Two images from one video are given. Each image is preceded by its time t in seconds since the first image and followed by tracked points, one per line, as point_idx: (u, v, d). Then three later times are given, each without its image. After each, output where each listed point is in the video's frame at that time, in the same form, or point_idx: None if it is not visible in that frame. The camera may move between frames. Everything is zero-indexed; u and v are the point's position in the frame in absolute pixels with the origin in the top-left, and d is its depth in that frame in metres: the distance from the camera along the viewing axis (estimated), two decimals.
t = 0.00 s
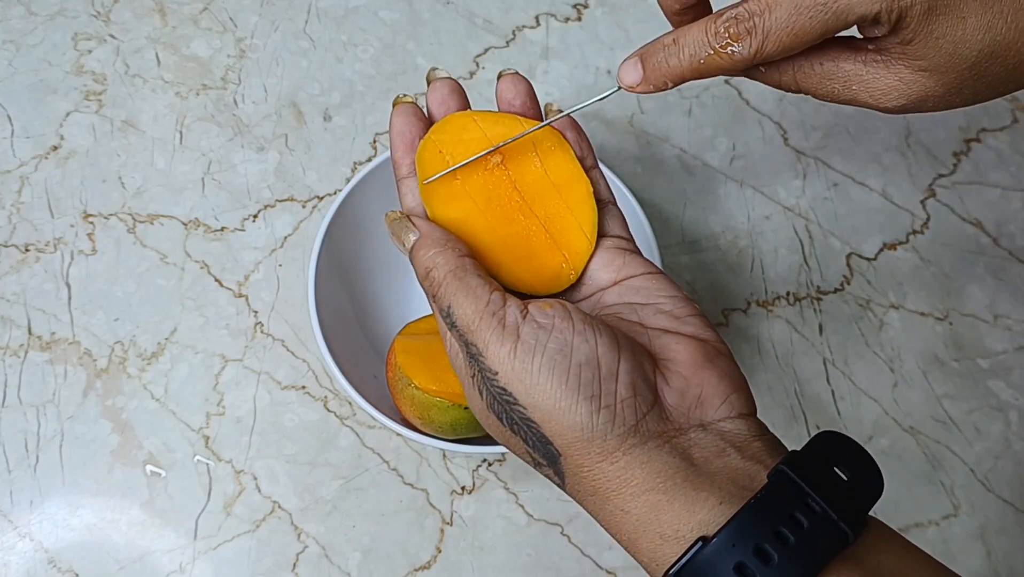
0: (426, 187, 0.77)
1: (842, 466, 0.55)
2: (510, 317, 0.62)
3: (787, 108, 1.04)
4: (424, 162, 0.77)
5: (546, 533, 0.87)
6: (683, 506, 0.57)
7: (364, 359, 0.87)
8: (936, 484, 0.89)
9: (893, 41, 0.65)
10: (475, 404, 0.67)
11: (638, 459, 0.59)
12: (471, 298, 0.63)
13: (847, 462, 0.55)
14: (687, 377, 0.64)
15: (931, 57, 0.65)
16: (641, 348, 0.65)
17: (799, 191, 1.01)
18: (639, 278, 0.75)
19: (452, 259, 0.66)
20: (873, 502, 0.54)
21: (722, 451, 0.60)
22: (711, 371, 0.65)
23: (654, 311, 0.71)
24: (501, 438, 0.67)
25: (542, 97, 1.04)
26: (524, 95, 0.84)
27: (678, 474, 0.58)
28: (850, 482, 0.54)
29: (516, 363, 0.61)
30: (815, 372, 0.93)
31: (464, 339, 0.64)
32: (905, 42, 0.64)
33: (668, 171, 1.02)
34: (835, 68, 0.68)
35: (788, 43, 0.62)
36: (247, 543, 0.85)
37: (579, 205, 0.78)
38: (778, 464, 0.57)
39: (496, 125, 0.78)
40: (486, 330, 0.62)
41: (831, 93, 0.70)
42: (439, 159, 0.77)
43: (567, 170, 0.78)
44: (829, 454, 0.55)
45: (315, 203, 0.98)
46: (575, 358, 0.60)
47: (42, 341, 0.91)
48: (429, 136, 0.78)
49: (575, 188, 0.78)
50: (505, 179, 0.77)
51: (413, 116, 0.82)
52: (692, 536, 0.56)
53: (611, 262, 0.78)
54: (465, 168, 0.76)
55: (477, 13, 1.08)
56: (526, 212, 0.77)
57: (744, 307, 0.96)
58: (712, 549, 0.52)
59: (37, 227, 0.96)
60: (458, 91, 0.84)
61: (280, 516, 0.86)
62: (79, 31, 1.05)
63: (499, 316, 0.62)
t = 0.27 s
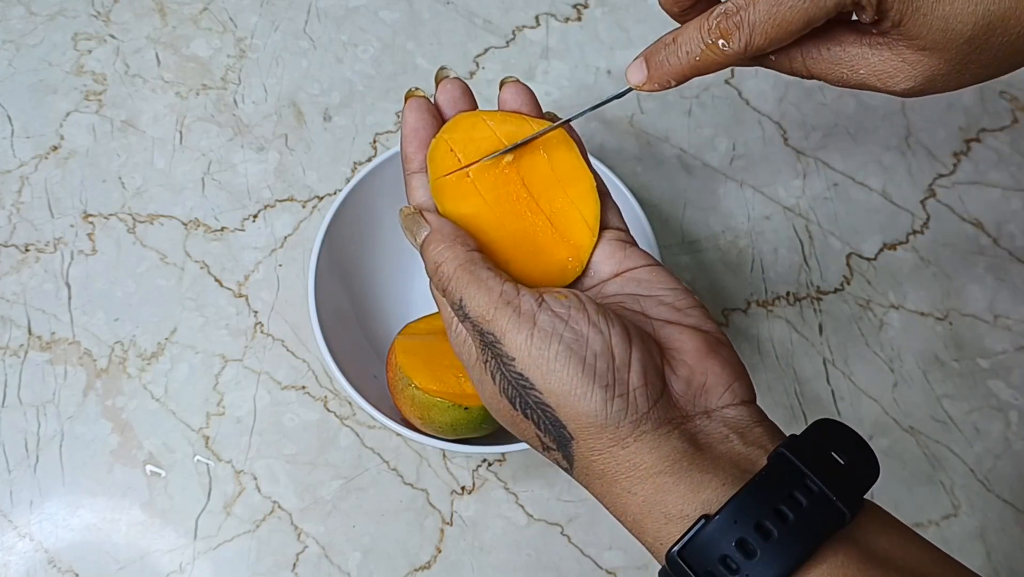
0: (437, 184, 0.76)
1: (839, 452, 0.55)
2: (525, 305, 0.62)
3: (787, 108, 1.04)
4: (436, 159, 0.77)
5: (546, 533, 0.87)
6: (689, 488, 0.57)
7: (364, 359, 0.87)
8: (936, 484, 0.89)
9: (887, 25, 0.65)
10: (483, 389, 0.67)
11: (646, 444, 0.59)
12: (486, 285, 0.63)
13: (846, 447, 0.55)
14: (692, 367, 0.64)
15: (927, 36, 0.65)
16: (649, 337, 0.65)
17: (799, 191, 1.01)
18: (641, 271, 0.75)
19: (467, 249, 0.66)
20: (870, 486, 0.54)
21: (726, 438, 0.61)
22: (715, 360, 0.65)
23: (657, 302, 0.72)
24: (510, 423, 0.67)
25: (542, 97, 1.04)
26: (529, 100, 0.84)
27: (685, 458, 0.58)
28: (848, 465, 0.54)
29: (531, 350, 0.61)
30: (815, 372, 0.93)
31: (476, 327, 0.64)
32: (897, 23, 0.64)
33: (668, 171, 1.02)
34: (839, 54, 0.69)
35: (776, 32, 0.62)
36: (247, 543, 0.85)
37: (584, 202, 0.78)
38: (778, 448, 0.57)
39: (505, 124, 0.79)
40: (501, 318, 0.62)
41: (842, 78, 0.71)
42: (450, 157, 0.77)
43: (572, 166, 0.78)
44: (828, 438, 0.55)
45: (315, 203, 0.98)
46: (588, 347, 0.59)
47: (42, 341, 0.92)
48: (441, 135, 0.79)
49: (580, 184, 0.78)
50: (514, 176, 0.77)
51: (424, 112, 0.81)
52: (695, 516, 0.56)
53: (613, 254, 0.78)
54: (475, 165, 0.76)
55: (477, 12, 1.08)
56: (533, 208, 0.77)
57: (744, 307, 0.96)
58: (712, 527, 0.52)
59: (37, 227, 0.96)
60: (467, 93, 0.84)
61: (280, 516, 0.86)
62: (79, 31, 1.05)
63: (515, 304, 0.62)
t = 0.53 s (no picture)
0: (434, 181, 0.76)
1: (826, 450, 0.55)
2: (524, 305, 0.62)
3: (787, 109, 1.05)
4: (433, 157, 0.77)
5: (546, 533, 0.87)
6: (681, 485, 0.57)
7: (364, 359, 0.87)
8: (936, 484, 0.88)
9: None
10: (480, 387, 0.67)
11: (641, 443, 0.60)
12: (487, 284, 0.62)
13: (833, 445, 0.55)
14: (683, 368, 0.65)
15: None
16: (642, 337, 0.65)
17: (799, 191, 1.01)
18: (631, 273, 0.76)
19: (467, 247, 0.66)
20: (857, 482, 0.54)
21: (716, 437, 0.61)
22: (706, 362, 0.66)
23: (648, 303, 0.72)
24: (505, 420, 0.67)
25: (542, 97, 1.04)
26: (521, 104, 0.83)
27: (678, 456, 0.59)
28: (834, 462, 0.54)
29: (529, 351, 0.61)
30: (815, 372, 0.93)
31: (475, 325, 0.63)
32: None
33: (668, 171, 1.02)
34: None
35: None
36: (247, 543, 0.85)
37: (574, 203, 0.78)
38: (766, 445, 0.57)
39: (501, 126, 0.79)
40: (501, 317, 0.62)
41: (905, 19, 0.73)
42: (447, 155, 0.76)
43: (563, 168, 0.79)
44: (815, 436, 0.55)
45: (315, 203, 0.98)
46: (587, 348, 0.59)
47: (42, 341, 0.91)
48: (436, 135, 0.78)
49: (570, 186, 0.78)
50: (509, 175, 0.77)
51: (420, 112, 0.81)
52: (684, 510, 0.56)
53: (604, 257, 0.78)
54: (472, 164, 0.76)
55: (477, 13, 1.08)
56: (526, 207, 0.77)
57: (744, 307, 0.96)
58: (701, 522, 0.53)
59: (37, 227, 0.96)
60: (459, 96, 0.85)
61: (280, 516, 0.86)
62: (79, 31, 1.05)
63: (515, 304, 0.62)
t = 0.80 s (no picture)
0: (423, 163, 0.76)
1: (822, 443, 0.55)
2: (498, 317, 0.62)
3: (787, 109, 1.04)
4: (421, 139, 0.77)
5: (546, 533, 0.87)
6: (668, 483, 0.57)
7: (364, 359, 0.87)
8: (936, 484, 0.89)
9: (931, 33, 0.62)
10: (469, 390, 0.68)
11: (626, 444, 0.60)
12: (462, 295, 0.63)
13: (829, 438, 0.55)
14: (677, 361, 0.64)
15: (974, 49, 0.62)
16: (630, 333, 0.64)
17: (800, 191, 1.01)
18: (630, 256, 0.75)
19: (443, 257, 0.66)
20: (853, 478, 0.54)
21: (706, 432, 0.61)
22: (700, 353, 0.64)
23: (644, 293, 0.71)
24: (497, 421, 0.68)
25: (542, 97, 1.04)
26: (511, 70, 0.83)
27: (664, 454, 0.59)
28: (830, 456, 0.54)
29: (507, 360, 0.61)
30: (815, 372, 0.93)
31: (454, 335, 0.64)
32: (943, 32, 0.61)
33: (668, 171, 1.02)
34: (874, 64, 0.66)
35: (817, 32, 0.59)
36: (247, 543, 0.85)
37: (570, 181, 0.77)
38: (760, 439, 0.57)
39: (491, 101, 0.78)
40: (475, 329, 0.62)
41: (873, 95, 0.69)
42: (435, 135, 0.76)
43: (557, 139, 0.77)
44: (810, 431, 0.55)
45: (315, 203, 0.98)
46: (564, 354, 0.59)
47: (42, 341, 0.91)
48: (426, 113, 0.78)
49: (566, 158, 0.77)
50: (500, 152, 0.77)
51: (409, 89, 0.81)
52: (674, 507, 0.56)
53: (601, 239, 0.78)
54: (461, 142, 0.76)
55: (477, 13, 1.08)
56: (519, 185, 0.77)
57: (744, 307, 0.96)
58: (693, 517, 0.52)
59: (37, 227, 0.96)
60: (447, 66, 0.83)
61: (280, 516, 0.86)
62: (79, 31, 1.05)
63: (489, 316, 0.62)
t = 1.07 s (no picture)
0: (433, 184, 0.77)
1: (824, 445, 0.55)
2: (506, 327, 0.62)
3: (787, 109, 1.04)
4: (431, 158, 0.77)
5: (546, 533, 0.87)
6: (673, 487, 0.58)
7: (364, 359, 0.87)
8: (936, 484, 0.88)
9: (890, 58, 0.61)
10: (475, 399, 0.68)
11: (631, 450, 0.60)
12: (470, 306, 0.64)
13: (830, 440, 0.55)
14: (679, 368, 0.64)
15: (930, 70, 0.60)
16: (633, 340, 0.64)
17: (800, 191, 1.01)
18: (633, 266, 0.75)
19: (451, 269, 0.67)
20: (854, 480, 0.54)
21: (711, 437, 0.61)
22: (702, 359, 0.65)
23: (647, 300, 0.71)
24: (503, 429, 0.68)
25: (542, 97, 1.04)
26: (517, 96, 0.84)
27: (670, 460, 0.59)
28: (832, 459, 0.54)
29: (513, 370, 0.61)
30: (815, 372, 0.93)
31: (461, 344, 0.65)
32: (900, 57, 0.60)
33: (668, 171, 1.02)
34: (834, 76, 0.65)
35: (779, 68, 0.59)
36: (247, 543, 0.85)
37: (578, 199, 0.77)
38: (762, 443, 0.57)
39: (500, 121, 0.78)
40: (483, 338, 0.62)
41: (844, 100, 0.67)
42: (445, 155, 0.77)
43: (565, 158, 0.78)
44: (812, 433, 0.55)
45: (315, 203, 0.98)
46: (570, 363, 0.59)
47: (42, 341, 0.92)
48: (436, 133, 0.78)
49: (574, 176, 0.78)
50: (509, 172, 0.77)
51: (419, 110, 0.81)
52: (679, 510, 0.57)
53: (605, 250, 0.77)
54: (471, 163, 0.76)
55: (476, 12, 1.08)
56: (527, 204, 0.77)
57: (744, 307, 0.96)
58: (696, 519, 0.53)
59: (37, 227, 0.96)
60: (456, 88, 0.84)
61: (280, 516, 0.86)
62: (79, 31, 1.05)
63: (496, 326, 0.62)
